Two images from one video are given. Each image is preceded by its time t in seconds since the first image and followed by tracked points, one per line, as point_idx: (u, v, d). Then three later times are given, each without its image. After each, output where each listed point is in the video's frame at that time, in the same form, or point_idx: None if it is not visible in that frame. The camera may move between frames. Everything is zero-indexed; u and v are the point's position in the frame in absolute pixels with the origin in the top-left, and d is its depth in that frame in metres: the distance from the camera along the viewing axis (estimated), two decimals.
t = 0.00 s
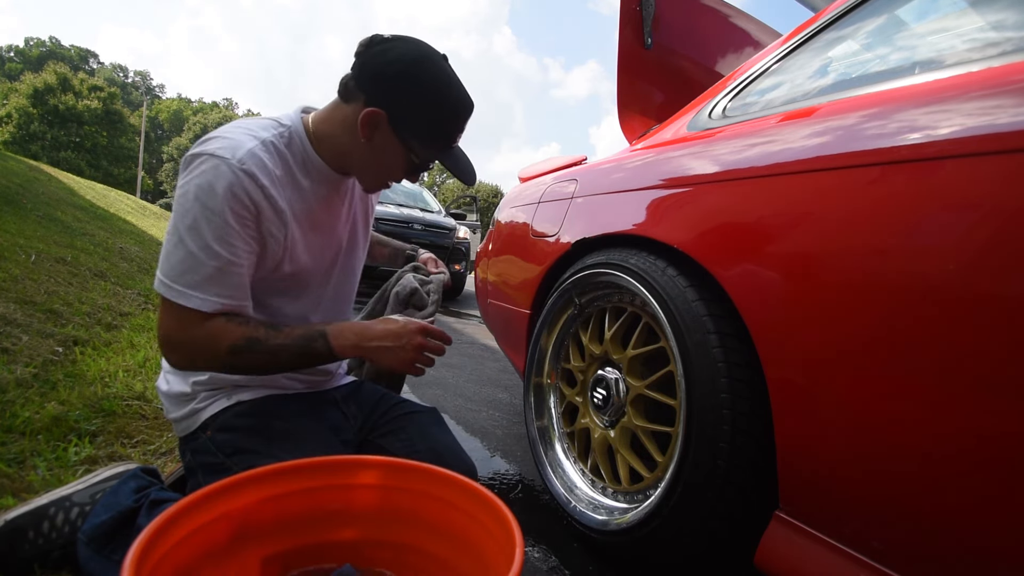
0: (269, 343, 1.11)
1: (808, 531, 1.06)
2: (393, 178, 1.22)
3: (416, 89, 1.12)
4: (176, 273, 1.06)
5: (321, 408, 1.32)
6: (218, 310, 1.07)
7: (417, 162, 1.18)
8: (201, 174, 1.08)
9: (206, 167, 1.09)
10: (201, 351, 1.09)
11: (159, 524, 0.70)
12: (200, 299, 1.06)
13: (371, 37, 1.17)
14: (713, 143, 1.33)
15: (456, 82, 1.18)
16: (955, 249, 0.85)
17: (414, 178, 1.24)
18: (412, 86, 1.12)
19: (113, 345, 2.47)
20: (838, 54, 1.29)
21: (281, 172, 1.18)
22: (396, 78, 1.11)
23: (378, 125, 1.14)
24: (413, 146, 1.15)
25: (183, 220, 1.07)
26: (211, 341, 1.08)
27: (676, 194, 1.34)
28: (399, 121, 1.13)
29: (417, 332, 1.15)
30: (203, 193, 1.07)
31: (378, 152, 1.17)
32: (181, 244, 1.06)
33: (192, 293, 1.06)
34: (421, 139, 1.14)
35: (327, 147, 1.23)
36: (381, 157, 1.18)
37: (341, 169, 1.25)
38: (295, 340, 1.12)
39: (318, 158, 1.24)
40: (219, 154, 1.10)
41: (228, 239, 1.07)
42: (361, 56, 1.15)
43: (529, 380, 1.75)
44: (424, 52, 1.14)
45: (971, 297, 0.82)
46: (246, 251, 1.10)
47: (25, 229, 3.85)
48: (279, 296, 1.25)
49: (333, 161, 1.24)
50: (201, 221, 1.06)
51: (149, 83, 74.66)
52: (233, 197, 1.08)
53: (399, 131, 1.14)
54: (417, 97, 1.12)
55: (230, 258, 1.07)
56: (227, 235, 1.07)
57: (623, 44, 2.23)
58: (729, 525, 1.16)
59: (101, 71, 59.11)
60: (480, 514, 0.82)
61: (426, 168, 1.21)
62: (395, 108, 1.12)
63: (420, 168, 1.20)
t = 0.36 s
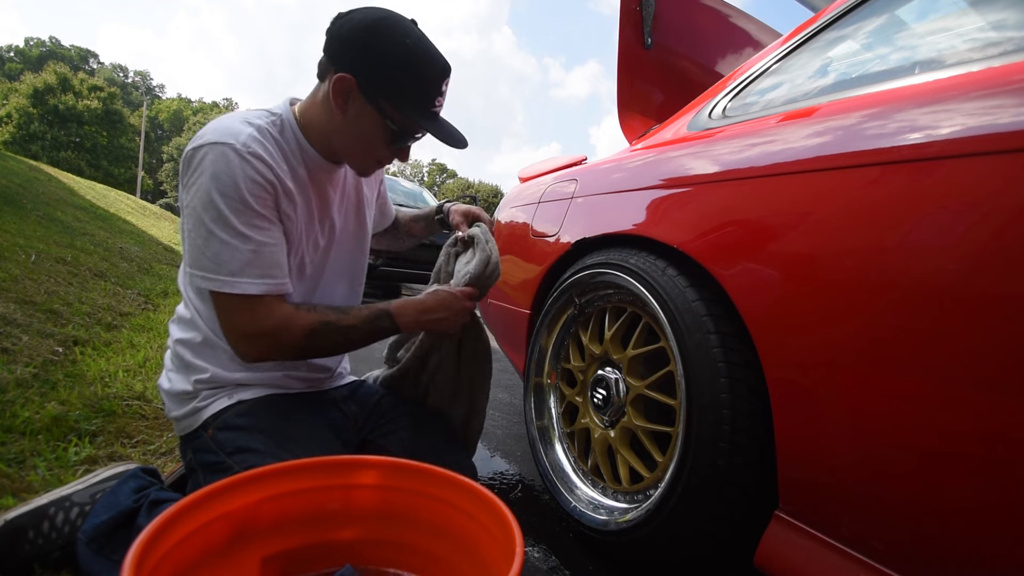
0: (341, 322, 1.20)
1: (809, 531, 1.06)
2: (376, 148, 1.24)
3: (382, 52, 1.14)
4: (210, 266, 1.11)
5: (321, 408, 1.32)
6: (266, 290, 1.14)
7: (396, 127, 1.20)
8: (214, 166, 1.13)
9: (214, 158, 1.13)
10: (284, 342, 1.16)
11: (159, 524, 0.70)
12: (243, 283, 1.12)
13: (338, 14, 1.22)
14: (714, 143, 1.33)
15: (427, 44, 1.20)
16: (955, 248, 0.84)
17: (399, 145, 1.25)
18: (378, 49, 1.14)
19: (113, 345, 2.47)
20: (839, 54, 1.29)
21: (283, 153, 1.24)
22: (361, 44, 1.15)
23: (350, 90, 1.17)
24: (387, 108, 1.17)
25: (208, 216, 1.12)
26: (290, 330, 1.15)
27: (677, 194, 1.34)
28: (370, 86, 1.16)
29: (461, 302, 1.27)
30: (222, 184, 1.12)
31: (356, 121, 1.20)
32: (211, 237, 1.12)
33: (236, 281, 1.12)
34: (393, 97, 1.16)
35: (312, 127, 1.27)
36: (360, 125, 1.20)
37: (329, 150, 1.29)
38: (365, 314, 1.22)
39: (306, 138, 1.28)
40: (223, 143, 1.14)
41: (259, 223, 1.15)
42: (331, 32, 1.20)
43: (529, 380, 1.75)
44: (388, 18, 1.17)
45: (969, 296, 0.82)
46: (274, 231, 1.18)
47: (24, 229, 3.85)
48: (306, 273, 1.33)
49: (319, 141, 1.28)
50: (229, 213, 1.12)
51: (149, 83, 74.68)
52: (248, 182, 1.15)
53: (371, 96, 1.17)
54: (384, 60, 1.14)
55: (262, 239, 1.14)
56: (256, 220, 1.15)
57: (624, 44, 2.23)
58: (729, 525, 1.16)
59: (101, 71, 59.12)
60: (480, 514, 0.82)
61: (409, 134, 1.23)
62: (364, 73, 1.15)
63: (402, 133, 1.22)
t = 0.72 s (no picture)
0: (317, 269, 1.16)
1: (809, 531, 1.06)
2: (369, 122, 1.26)
3: (369, 28, 1.19)
4: (193, 236, 1.12)
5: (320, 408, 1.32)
6: (245, 256, 1.13)
7: (388, 98, 1.22)
8: (202, 143, 1.16)
9: (203, 136, 1.17)
10: (262, 303, 1.12)
11: (159, 524, 0.70)
12: (225, 250, 1.11)
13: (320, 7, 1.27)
14: (714, 143, 1.33)
15: (410, 21, 1.25)
16: (955, 248, 0.85)
17: (391, 119, 1.27)
18: (364, 26, 1.19)
19: (113, 345, 2.47)
20: (839, 54, 1.29)
21: (271, 133, 1.27)
22: (348, 23, 1.20)
23: (340, 65, 1.21)
24: (377, 78, 1.21)
25: (193, 188, 1.14)
26: (269, 288, 1.12)
27: (677, 194, 1.34)
28: (360, 61, 1.20)
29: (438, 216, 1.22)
30: (207, 158, 1.15)
31: (348, 95, 1.23)
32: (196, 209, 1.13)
33: (216, 249, 1.11)
34: (382, 67, 1.20)
35: (304, 114, 1.30)
36: (351, 99, 1.23)
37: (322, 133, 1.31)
38: (339, 257, 1.18)
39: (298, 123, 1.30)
40: (211, 122, 1.18)
41: (244, 195, 1.17)
42: (315, 23, 1.26)
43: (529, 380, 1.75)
44: None
45: (969, 294, 0.82)
46: (258, 203, 1.19)
47: (25, 229, 3.85)
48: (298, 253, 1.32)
49: (312, 127, 1.31)
50: (211, 183, 1.14)
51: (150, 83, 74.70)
52: (235, 156, 1.17)
53: (362, 69, 1.20)
54: (371, 35, 1.19)
55: (246, 209, 1.15)
56: (241, 192, 1.16)
57: (623, 44, 2.23)
58: (729, 525, 1.16)
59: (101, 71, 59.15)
60: (480, 514, 0.82)
61: (401, 106, 1.25)
62: (352, 47, 1.19)
63: (393, 104, 1.24)
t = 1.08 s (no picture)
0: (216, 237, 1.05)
1: (809, 531, 1.06)
2: (367, 111, 1.28)
3: (364, 21, 1.23)
4: (142, 209, 1.10)
5: (320, 409, 1.32)
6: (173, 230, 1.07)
7: (385, 84, 1.25)
8: (176, 126, 1.16)
9: (179, 120, 1.17)
10: (164, 274, 1.06)
11: (159, 524, 0.70)
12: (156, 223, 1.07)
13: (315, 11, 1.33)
14: (714, 143, 1.33)
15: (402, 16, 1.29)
16: (955, 248, 0.85)
17: (391, 107, 1.29)
18: (359, 19, 1.23)
19: (113, 345, 2.47)
20: (839, 54, 1.30)
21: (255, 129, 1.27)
22: (343, 18, 1.24)
23: (338, 56, 1.24)
24: (375, 65, 1.23)
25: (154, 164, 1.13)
26: (168, 257, 1.05)
27: (677, 194, 1.34)
28: (357, 50, 1.23)
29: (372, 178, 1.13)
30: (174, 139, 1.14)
31: (346, 84, 1.25)
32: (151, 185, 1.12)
33: (150, 220, 1.08)
34: (379, 54, 1.22)
35: (304, 112, 1.33)
36: (349, 88, 1.25)
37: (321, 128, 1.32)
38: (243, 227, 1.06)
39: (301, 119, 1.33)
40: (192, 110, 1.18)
41: (197, 177, 1.13)
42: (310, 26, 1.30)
43: (529, 381, 1.75)
44: None
45: (969, 295, 0.82)
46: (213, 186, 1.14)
47: (25, 229, 3.85)
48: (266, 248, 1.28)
49: (313, 124, 1.34)
50: (168, 158, 1.12)
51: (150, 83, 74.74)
52: (203, 141, 1.15)
53: (358, 57, 1.23)
54: (367, 26, 1.22)
55: (194, 189, 1.11)
56: (195, 174, 1.13)
57: (623, 44, 2.23)
58: (729, 525, 1.16)
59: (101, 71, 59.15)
60: (480, 514, 0.82)
61: (399, 92, 1.27)
62: (350, 38, 1.22)
63: (391, 91, 1.26)
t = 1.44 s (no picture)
0: (159, 255, 1.00)
1: (809, 531, 1.06)
2: (342, 93, 1.26)
3: (347, 10, 1.26)
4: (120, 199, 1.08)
5: (320, 409, 1.32)
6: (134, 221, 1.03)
7: (358, 65, 1.24)
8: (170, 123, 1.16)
9: (176, 117, 1.17)
10: (114, 275, 1.02)
11: (160, 523, 0.70)
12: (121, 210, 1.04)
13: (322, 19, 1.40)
14: (714, 143, 1.33)
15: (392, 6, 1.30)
16: (955, 248, 0.85)
17: (370, 92, 1.26)
18: (343, 8, 1.26)
19: (113, 345, 2.47)
20: (839, 54, 1.30)
21: (250, 130, 1.27)
22: (332, 11, 1.28)
23: (322, 45, 1.27)
24: (349, 47, 1.24)
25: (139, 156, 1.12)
26: (114, 259, 1.02)
27: (677, 194, 1.34)
28: (337, 37, 1.25)
29: (266, 193, 0.92)
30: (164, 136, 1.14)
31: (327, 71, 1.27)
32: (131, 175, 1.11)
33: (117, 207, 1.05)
34: (355, 35, 1.23)
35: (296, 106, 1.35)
36: (331, 75, 1.26)
37: (306, 117, 1.33)
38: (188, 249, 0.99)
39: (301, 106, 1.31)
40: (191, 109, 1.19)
41: (177, 172, 1.11)
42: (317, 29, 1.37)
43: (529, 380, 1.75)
44: None
45: (968, 295, 0.82)
46: (192, 184, 1.13)
47: (25, 229, 3.85)
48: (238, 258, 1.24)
49: (303, 115, 1.34)
50: (153, 152, 1.11)
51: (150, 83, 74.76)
52: (191, 140, 1.14)
53: (338, 44, 1.25)
54: (348, 14, 1.25)
55: (168, 183, 1.09)
56: (173, 170, 1.11)
57: (623, 44, 2.23)
58: (729, 526, 1.16)
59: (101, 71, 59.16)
60: (481, 514, 0.82)
61: (377, 76, 1.25)
62: (332, 25, 1.25)
63: (368, 74, 1.24)
